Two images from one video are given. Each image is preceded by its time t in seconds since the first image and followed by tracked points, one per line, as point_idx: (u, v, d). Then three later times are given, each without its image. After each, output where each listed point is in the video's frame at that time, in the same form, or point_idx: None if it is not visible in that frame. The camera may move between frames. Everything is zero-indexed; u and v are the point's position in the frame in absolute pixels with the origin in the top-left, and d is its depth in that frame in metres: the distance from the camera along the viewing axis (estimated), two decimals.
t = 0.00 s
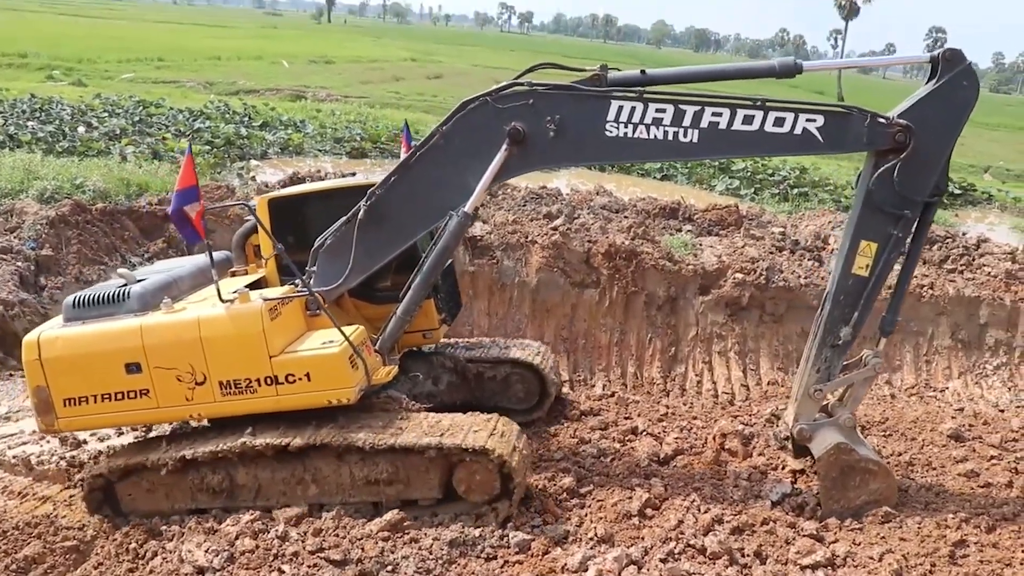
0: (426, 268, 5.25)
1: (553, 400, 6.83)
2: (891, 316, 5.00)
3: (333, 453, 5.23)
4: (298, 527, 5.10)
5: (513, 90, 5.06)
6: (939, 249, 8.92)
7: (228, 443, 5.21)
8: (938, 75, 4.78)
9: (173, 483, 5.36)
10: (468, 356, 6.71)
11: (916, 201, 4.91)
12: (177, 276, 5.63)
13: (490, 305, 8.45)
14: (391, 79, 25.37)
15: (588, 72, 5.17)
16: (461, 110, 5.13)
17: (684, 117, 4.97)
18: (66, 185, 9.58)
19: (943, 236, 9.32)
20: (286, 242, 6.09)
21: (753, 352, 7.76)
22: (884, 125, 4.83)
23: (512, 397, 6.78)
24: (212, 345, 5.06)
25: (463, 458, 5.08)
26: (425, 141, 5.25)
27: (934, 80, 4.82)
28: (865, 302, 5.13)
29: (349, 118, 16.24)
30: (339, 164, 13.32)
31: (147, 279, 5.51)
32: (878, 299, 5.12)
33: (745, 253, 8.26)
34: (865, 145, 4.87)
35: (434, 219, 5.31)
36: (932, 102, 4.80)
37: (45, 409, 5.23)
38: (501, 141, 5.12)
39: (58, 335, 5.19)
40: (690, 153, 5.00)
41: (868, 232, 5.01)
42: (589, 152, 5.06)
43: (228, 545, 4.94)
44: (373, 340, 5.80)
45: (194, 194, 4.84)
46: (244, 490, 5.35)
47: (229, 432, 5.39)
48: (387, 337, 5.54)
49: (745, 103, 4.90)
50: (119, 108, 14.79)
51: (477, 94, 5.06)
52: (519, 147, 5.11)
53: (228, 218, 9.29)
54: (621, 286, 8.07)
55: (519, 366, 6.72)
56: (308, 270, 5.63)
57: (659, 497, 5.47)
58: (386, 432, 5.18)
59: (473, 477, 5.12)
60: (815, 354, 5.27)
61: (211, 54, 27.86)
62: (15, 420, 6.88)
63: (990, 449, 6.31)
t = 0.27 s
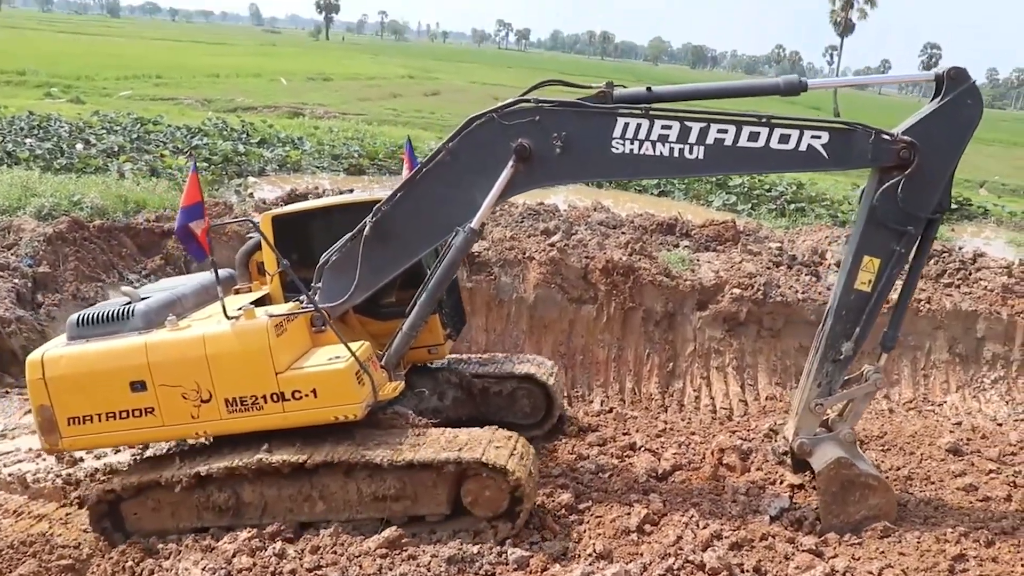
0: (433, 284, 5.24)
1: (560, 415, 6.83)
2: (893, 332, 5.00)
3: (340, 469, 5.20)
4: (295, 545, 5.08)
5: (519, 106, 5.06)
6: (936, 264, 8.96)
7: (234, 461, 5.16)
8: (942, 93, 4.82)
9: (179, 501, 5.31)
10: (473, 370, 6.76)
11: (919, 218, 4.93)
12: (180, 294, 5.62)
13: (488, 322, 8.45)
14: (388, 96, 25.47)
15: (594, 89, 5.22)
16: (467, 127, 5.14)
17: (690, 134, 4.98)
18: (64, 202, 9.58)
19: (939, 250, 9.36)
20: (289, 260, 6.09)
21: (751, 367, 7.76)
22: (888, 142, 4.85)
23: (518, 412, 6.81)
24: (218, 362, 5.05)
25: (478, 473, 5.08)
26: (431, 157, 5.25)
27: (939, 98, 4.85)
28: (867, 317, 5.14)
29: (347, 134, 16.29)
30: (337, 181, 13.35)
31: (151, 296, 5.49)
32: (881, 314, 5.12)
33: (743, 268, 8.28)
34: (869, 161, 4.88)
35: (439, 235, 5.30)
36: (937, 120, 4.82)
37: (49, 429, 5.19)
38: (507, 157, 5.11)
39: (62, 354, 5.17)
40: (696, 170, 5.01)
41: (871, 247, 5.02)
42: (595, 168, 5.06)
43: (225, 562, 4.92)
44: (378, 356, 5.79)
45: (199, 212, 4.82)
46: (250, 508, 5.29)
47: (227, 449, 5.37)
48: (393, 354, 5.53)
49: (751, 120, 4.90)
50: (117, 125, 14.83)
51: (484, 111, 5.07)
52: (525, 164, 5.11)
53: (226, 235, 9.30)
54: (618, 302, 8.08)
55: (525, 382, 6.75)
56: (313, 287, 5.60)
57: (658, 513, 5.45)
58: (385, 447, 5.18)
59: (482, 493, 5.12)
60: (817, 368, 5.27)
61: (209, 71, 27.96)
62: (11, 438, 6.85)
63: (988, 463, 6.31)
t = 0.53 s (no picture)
0: (436, 292, 5.24)
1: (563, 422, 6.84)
2: (891, 341, 5.02)
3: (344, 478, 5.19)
4: (291, 555, 5.06)
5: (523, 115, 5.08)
6: (930, 272, 9.01)
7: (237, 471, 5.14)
8: (946, 104, 4.86)
9: (183, 512, 5.29)
10: (476, 378, 6.71)
11: (920, 228, 4.96)
12: (182, 304, 5.58)
13: (483, 330, 8.45)
14: (383, 104, 25.50)
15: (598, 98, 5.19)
16: (472, 136, 5.16)
17: (693, 143, 5.00)
18: (58, 212, 9.55)
19: (933, 258, 9.40)
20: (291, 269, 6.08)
21: (746, 375, 7.77)
22: (892, 152, 4.88)
23: (521, 419, 6.78)
24: (221, 372, 5.04)
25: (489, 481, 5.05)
26: (435, 166, 5.27)
27: (942, 110, 4.89)
28: (866, 327, 5.13)
29: (342, 144, 16.30)
30: (331, 190, 13.36)
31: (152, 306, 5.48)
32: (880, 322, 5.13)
33: (738, 276, 8.30)
34: (872, 170, 4.91)
35: (443, 244, 5.30)
36: (940, 131, 4.86)
37: (50, 441, 5.17)
38: (511, 166, 5.13)
39: (64, 365, 5.15)
40: (698, 179, 5.02)
41: (873, 255, 5.03)
42: (598, 177, 5.08)
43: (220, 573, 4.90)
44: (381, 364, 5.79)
45: (201, 220, 4.85)
46: (255, 518, 5.27)
47: (224, 460, 5.35)
48: (396, 362, 5.52)
49: (753, 129, 4.93)
50: (111, 134, 14.81)
51: (488, 120, 5.09)
52: (529, 173, 5.12)
53: (221, 244, 9.29)
54: (613, 310, 8.10)
55: (528, 389, 6.72)
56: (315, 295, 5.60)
57: (654, 521, 5.45)
58: (382, 454, 5.17)
59: (490, 500, 5.10)
60: (817, 376, 5.27)
61: (203, 80, 27.96)
62: (4, 449, 6.82)
63: (983, 470, 6.33)
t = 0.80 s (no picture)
0: (439, 293, 5.21)
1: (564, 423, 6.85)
2: (890, 345, 5.03)
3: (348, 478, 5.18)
4: (286, 556, 5.06)
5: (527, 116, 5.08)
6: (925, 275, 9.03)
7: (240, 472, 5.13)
8: (952, 110, 4.85)
9: (186, 514, 5.28)
10: (478, 379, 6.67)
11: (922, 232, 4.97)
12: (185, 305, 5.58)
13: (479, 332, 8.46)
14: (379, 106, 25.50)
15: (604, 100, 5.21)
16: (476, 138, 5.15)
17: (698, 146, 4.99)
18: (53, 213, 9.53)
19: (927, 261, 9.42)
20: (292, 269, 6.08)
21: (741, 377, 7.78)
22: (897, 156, 4.88)
23: (523, 419, 6.77)
24: (223, 372, 5.03)
25: (496, 481, 5.03)
26: (439, 167, 5.26)
27: (948, 115, 4.88)
28: (867, 328, 5.15)
29: (338, 145, 16.29)
30: (327, 191, 13.35)
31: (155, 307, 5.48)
32: (881, 325, 5.14)
33: (733, 278, 8.31)
34: (877, 174, 4.92)
35: (446, 246, 5.29)
36: (946, 137, 4.85)
37: (52, 442, 5.16)
38: (515, 168, 5.12)
39: (66, 366, 5.14)
40: (703, 182, 5.02)
41: (875, 259, 5.04)
42: (602, 179, 5.08)
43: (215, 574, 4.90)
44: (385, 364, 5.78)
45: (203, 221, 4.93)
46: (259, 519, 5.26)
47: (222, 461, 5.35)
48: (399, 362, 5.50)
49: (759, 133, 4.92)
50: (106, 135, 14.79)
51: (492, 121, 5.09)
52: (533, 175, 5.12)
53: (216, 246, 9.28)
54: (609, 312, 8.11)
55: (531, 389, 6.72)
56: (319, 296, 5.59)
57: (648, 522, 5.46)
58: (379, 453, 5.14)
59: (494, 500, 5.08)
60: (815, 378, 5.28)
61: (200, 81, 27.93)
62: None
63: (977, 472, 6.34)
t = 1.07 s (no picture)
0: (443, 288, 5.20)
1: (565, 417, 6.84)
2: (890, 341, 5.04)
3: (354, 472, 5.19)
4: (281, 550, 5.06)
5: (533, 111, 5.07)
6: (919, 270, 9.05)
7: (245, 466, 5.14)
8: (958, 108, 4.86)
9: (190, 509, 5.28)
10: (481, 373, 6.66)
11: (926, 229, 4.97)
12: (187, 300, 5.59)
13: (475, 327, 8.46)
14: (375, 101, 25.45)
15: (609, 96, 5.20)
16: (481, 132, 5.14)
17: (703, 142, 4.98)
18: (47, 208, 9.50)
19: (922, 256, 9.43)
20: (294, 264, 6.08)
21: (736, 372, 7.79)
22: (901, 152, 4.89)
23: (526, 413, 6.77)
24: (228, 367, 5.03)
25: (503, 475, 5.03)
26: (443, 162, 5.24)
27: (953, 113, 4.90)
28: (867, 323, 5.14)
29: (333, 140, 16.26)
30: (322, 186, 13.33)
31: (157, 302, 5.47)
32: (882, 320, 5.14)
33: (729, 273, 8.32)
34: (881, 170, 4.92)
35: (451, 240, 5.28)
36: (951, 135, 4.87)
37: (56, 437, 5.14)
38: (521, 162, 5.12)
39: (69, 361, 5.13)
40: (708, 177, 5.00)
41: (877, 254, 5.05)
42: (607, 174, 5.08)
43: (212, 568, 4.90)
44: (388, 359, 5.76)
45: (207, 215, 4.79)
46: (264, 513, 5.27)
47: (221, 456, 5.35)
48: (403, 356, 5.45)
49: (764, 129, 4.93)
50: (101, 130, 14.73)
51: (498, 115, 5.08)
52: (538, 169, 5.12)
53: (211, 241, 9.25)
54: (604, 307, 8.11)
55: (533, 383, 6.71)
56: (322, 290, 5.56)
57: (644, 517, 5.46)
58: (378, 446, 5.15)
59: (499, 493, 5.09)
60: (813, 372, 5.28)
61: (194, 76, 27.84)
62: None
63: (971, 467, 6.36)
